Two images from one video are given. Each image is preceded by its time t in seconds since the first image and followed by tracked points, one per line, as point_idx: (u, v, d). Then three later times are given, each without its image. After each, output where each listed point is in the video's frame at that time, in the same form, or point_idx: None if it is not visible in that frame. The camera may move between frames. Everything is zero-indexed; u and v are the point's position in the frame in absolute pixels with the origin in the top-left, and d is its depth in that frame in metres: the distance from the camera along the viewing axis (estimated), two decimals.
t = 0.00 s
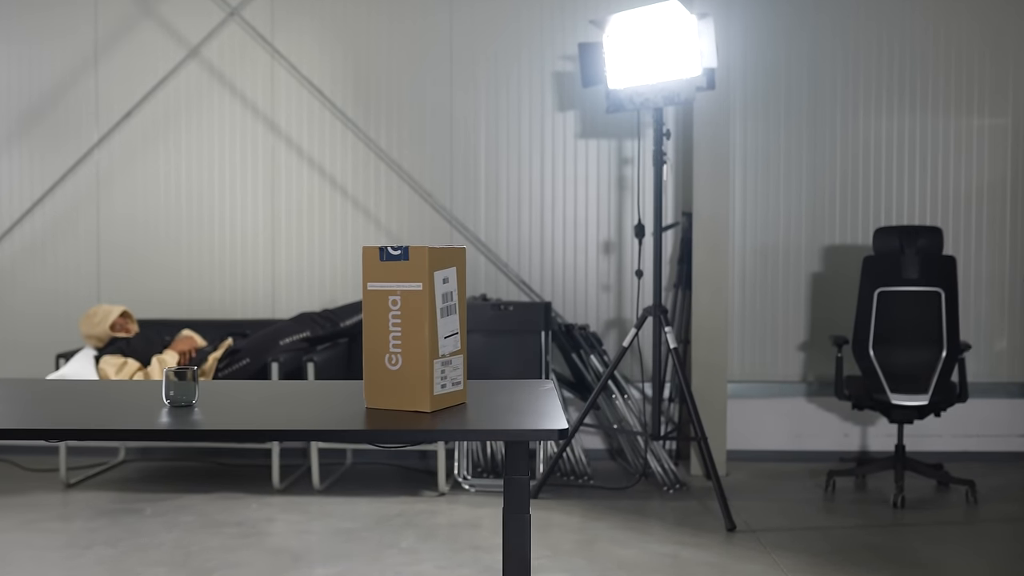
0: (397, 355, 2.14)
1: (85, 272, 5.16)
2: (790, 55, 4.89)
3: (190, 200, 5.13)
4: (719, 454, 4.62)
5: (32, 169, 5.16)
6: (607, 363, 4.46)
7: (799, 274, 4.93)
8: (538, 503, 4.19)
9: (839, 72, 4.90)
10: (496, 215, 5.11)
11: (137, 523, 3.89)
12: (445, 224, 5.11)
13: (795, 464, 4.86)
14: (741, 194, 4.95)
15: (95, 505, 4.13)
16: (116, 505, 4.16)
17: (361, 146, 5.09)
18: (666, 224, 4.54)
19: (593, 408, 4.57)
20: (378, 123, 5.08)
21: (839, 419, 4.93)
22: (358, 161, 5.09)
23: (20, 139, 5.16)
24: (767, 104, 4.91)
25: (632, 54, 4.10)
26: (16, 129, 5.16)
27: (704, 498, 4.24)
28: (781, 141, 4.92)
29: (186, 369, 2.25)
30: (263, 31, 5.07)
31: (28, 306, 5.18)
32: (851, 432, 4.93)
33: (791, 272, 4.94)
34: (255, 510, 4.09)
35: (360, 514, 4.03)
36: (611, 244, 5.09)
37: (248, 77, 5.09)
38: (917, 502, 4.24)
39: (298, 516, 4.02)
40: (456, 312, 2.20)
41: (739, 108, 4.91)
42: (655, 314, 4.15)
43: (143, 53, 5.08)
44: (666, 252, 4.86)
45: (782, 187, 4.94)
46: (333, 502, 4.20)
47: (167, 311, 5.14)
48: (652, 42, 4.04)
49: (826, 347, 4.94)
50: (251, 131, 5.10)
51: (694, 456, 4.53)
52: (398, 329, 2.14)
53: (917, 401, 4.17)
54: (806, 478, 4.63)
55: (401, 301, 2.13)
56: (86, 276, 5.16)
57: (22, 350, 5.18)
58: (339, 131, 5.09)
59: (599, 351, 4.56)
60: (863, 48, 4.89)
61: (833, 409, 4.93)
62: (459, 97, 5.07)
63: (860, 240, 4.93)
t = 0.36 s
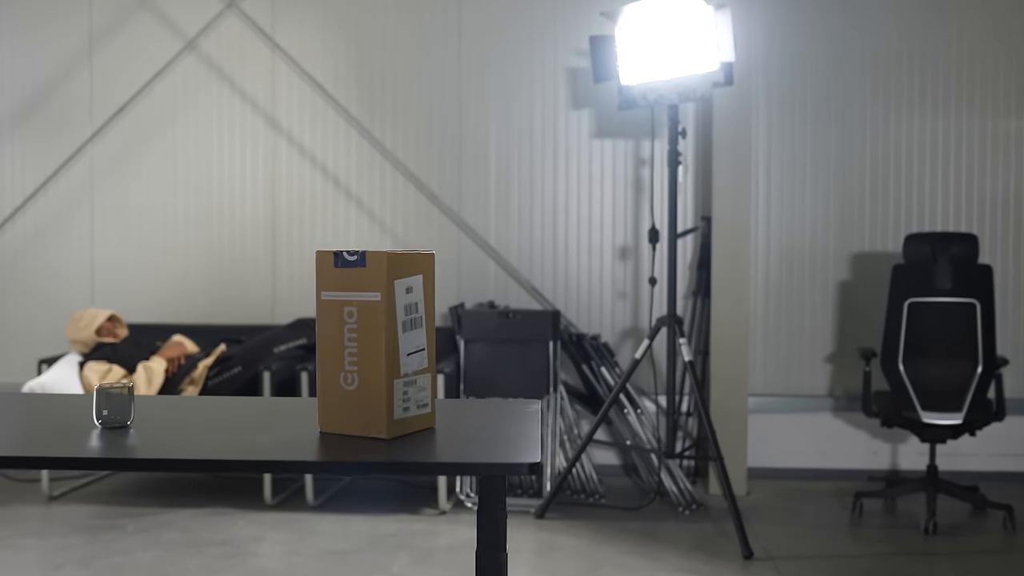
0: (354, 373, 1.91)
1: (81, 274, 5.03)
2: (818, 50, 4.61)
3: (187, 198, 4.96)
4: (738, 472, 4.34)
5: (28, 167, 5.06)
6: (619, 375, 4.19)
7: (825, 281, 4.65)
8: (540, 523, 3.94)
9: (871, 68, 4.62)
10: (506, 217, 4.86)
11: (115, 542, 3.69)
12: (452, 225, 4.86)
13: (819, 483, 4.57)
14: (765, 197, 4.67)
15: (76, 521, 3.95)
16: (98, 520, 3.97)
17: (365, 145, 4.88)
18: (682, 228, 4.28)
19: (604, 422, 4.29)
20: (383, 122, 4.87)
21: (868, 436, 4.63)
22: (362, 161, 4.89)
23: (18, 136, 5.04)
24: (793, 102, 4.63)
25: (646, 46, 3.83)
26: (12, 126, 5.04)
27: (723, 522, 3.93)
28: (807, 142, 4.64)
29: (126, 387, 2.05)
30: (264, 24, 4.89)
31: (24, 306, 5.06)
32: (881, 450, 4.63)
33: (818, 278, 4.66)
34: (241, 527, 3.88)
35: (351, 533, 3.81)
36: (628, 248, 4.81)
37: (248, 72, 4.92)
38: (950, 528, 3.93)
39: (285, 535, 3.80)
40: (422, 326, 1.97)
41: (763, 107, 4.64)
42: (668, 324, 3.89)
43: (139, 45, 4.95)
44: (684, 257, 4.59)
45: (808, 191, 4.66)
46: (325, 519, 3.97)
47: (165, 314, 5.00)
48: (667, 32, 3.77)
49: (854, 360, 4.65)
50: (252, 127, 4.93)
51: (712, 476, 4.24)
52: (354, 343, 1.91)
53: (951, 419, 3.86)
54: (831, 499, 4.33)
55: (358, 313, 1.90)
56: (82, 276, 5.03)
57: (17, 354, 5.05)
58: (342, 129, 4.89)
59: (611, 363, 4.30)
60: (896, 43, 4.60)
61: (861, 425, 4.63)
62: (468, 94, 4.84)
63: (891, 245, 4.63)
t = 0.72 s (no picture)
0: (310, 373, 1.69)
1: (100, 265, 4.87)
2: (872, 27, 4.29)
3: (208, 186, 4.79)
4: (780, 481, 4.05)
5: (46, 154, 4.90)
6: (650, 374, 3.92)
7: (878, 276, 4.33)
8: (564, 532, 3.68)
9: (930, 46, 4.27)
10: (537, 205, 4.61)
11: (117, 544, 3.53)
12: (481, 214, 4.63)
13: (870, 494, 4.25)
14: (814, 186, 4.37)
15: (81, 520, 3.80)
16: (104, 520, 3.82)
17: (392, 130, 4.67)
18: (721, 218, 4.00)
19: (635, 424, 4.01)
20: (409, 107, 4.66)
21: (923, 444, 4.29)
22: (388, 147, 4.68)
23: (37, 123, 4.88)
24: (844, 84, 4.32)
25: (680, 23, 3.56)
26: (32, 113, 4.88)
27: (760, 534, 3.64)
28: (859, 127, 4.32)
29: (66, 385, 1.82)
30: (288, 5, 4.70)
31: (43, 300, 4.91)
32: (938, 459, 4.29)
33: (870, 272, 4.34)
34: (249, 531, 3.69)
35: (363, 539, 3.59)
36: (666, 240, 4.50)
37: (271, 55, 4.73)
38: (1014, 549, 3.60)
39: (294, 539, 3.60)
40: (392, 321, 1.74)
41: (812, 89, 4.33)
42: (703, 320, 3.63)
43: (159, 28, 4.77)
44: (725, 250, 4.31)
45: (860, 179, 4.34)
46: (339, 523, 3.77)
47: (184, 306, 4.81)
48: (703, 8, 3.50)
49: (910, 361, 4.32)
50: (274, 112, 4.73)
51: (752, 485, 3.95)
52: (313, 340, 1.68)
53: (1015, 429, 3.48)
54: (882, 512, 4.01)
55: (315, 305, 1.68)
56: (102, 268, 4.87)
57: (36, 347, 4.92)
58: (368, 114, 4.68)
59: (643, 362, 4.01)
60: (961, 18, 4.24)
61: (916, 432, 4.30)
62: (498, 77, 4.60)
63: (951, 238, 4.29)
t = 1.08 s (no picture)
0: (255, 381, 1.47)
1: (131, 248, 4.75)
2: None
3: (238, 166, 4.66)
4: (834, 484, 3.75)
5: (76, 136, 4.80)
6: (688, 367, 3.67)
7: (946, 264, 4.00)
8: (595, 537, 3.44)
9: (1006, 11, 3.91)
10: (576, 188, 4.34)
11: (126, 542, 3.37)
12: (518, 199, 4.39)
13: (934, 501, 3.92)
14: (874, 166, 4.04)
15: (95, 515, 3.65)
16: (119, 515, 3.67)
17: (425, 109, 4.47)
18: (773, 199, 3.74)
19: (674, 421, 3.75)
20: (442, 87, 4.45)
21: (993, 447, 3.95)
22: (422, 127, 4.48)
23: (65, 102, 4.79)
24: (910, 54, 3.97)
25: None
26: (61, 95, 4.80)
27: (806, 542, 3.36)
28: (927, 101, 3.97)
29: (2, 389, 1.50)
30: None
31: (74, 282, 4.82)
32: (1010, 464, 3.94)
33: (935, 260, 4.01)
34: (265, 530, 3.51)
35: (380, 541, 3.39)
36: (714, 223, 4.19)
37: (302, 31, 4.55)
38: None
39: (309, 540, 3.41)
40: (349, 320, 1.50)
41: (871, 60, 4.01)
42: (746, 310, 3.36)
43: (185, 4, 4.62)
44: (776, 235, 4.02)
45: (927, 158, 3.99)
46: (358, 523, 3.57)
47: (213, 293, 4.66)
48: None
49: (979, 356, 3.98)
50: (305, 91, 4.57)
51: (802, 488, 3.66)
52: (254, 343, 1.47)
53: None
54: (947, 520, 3.68)
55: (258, 303, 1.45)
56: (132, 251, 4.75)
57: (66, 332, 4.82)
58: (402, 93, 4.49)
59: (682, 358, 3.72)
60: None
61: (986, 433, 3.95)
62: (535, 51, 4.34)
63: None
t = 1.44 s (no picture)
0: (174, 409, 1.11)
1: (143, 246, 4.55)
2: None
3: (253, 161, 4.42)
4: (890, 502, 3.41)
5: (88, 130, 4.62)
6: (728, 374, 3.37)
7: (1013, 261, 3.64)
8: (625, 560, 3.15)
9: None
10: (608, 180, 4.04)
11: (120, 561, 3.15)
12: (545, 190, 4.10)
13: (1002, 520, 3.57)
14: (934, 152, 3.68)
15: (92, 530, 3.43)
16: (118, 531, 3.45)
17: (447, 96, 4.20)
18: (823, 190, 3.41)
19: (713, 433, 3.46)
20: (467, 75, 4.17)
21: None
22: (444, 115, 4.20)
23: (76, 95, 4.59)
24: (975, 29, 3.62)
25: None
26: (73, 86, 4.61)
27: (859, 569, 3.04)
28: (994, 80, 3.62)
29: None
30: None
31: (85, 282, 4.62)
32: None
33: (1002, 256, 3.65)
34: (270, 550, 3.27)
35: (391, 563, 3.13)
36: (758, 216, 3.87)
37: (319, 15, 4.31)
38: None
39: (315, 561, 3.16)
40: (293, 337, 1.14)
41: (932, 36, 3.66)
42: (792, 313, 3.05)
43: None
44: (825, 229, 3.69)
45: (993, 143, 3.64)
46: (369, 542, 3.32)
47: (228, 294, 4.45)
48: None
49: None
50: (322, 79, 4.32)
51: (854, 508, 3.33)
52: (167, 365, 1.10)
53: None
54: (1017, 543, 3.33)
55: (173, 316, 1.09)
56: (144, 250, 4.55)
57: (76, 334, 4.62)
58: (423, 79, 4.22)
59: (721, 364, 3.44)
60: None
61: None
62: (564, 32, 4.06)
63: None
